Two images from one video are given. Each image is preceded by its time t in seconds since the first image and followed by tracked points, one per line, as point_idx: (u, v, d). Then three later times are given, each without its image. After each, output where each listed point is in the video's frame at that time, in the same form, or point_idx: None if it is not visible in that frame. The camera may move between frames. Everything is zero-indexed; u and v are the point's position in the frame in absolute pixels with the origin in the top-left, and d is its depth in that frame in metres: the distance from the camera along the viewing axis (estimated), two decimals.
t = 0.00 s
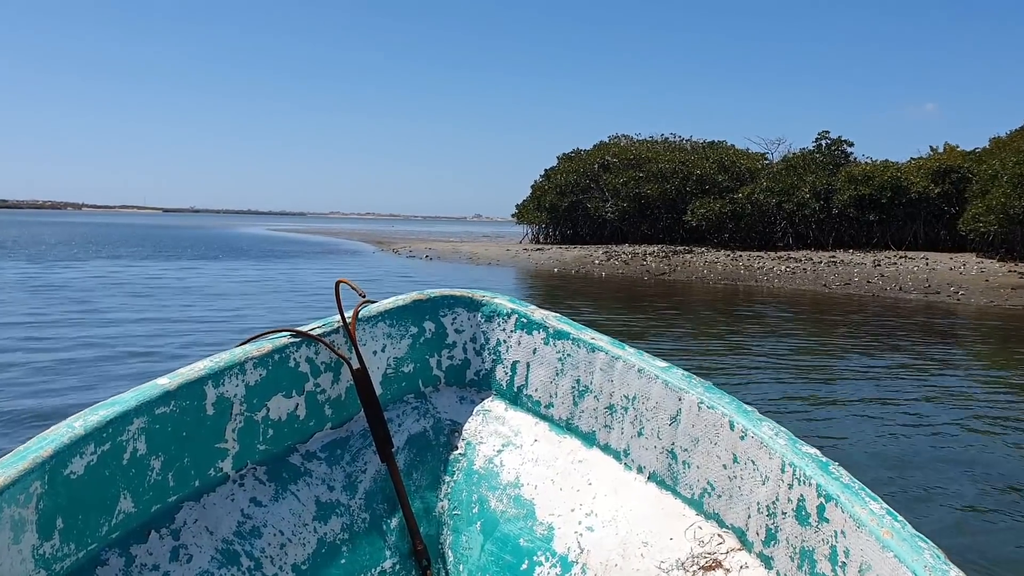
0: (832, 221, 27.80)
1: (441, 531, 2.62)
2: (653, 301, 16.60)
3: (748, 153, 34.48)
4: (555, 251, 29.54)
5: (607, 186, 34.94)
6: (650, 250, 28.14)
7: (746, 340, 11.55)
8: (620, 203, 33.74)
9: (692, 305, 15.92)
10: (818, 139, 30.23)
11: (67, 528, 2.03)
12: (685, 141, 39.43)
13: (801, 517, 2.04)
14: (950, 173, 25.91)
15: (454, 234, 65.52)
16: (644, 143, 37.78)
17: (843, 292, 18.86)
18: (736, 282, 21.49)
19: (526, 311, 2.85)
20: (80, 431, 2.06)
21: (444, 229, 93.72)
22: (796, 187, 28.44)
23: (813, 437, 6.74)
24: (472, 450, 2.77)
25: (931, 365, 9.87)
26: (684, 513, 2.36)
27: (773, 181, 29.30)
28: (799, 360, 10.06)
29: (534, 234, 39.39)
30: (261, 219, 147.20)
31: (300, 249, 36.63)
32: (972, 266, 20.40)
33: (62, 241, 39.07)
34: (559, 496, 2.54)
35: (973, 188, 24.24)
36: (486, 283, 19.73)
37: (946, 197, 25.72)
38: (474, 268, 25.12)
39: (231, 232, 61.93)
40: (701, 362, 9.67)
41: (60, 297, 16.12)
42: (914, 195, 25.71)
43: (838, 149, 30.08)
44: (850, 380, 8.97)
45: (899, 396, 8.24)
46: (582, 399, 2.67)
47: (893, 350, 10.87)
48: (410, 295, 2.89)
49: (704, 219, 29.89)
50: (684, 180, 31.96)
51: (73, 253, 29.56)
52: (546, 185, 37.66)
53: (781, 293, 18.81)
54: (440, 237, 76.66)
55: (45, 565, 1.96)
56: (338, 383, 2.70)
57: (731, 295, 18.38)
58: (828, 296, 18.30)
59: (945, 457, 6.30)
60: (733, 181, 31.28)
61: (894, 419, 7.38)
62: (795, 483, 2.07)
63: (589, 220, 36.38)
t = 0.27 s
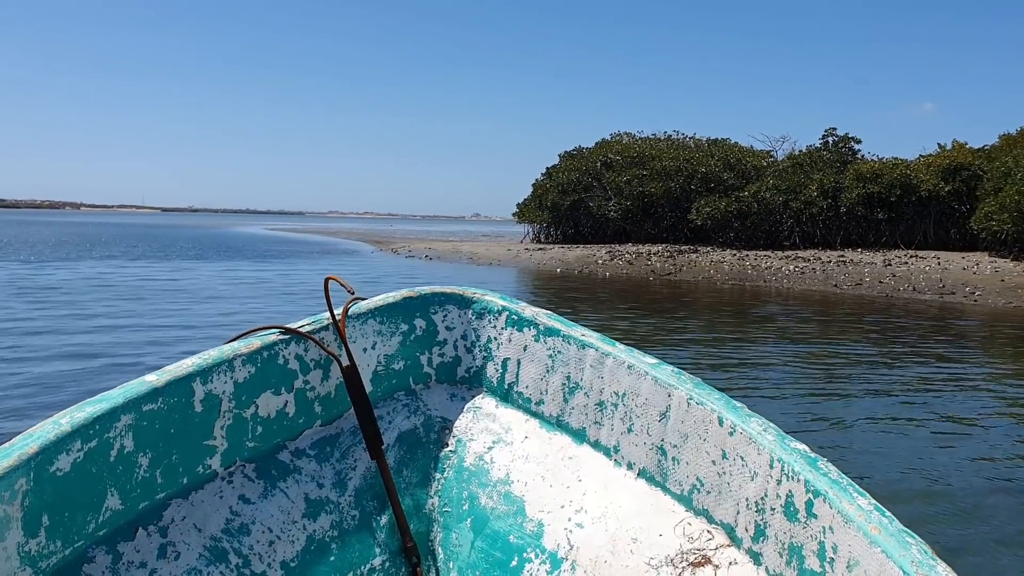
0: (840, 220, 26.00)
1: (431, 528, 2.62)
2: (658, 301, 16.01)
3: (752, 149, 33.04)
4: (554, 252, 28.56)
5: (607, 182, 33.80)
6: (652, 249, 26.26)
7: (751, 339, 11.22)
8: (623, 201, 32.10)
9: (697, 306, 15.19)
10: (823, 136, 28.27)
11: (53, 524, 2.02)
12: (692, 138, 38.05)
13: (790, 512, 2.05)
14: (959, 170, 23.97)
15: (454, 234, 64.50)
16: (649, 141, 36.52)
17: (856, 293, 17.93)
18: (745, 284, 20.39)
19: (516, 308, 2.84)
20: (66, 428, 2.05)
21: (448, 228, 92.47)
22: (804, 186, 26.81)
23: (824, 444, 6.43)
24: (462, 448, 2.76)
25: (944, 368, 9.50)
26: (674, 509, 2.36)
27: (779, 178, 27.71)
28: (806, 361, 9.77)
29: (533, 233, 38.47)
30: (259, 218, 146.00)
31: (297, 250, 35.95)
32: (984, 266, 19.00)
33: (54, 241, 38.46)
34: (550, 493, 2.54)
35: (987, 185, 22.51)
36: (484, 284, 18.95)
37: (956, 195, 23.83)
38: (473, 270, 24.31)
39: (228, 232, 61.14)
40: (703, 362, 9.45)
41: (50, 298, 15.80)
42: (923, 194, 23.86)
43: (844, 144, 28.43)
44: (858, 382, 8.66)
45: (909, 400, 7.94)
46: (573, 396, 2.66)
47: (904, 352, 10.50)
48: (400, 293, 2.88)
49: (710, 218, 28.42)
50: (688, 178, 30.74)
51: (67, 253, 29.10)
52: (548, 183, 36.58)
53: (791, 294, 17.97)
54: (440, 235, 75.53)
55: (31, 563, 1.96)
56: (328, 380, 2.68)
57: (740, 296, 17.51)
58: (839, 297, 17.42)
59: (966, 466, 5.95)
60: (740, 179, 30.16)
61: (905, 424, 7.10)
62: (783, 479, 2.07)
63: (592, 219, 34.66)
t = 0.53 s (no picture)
0: (850, 218, 26.07)
1: (428, 527, 2.61)
2: (665, 301, 15.69)
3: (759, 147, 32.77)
4: (558, 251, 28.24)
5: (609, 179, 33.24)
6: (659, 249, 26.29)
7: (758, 341, 11.05)
8: (627, 200, 31.77)
9: (707, 307, 14.82)
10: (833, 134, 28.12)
11: (47, 525, 2.01)
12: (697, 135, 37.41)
13: (787, 510, 2.04)
14: (970, 166, 23.71)
15: (455, 233, 63.98)
16: (652, 138, 36.00)
17: (872, 294, 17.73)
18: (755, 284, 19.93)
19: (513, 307, 2.83)
20: (60, 428, 2.04)
21: (450, 226, 91.71)
22: (812, 182, 26.73)
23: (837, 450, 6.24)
24: (459, 447, 2.75)
25: (957, 373, 9.31)
26: (671, 507, 2.35)
27: (787, 175, 27.59)
28: (814, 364, 9.62)
29: (532, 233, 37.95)
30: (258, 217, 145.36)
31: (297, 250, 35.66)
32: (997, 264, 19.12)
33: (54, 241, 38.31)
34: (547, 492, 2.53)
35: (1000, 182, 22.41)
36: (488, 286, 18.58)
37: (967, 193, 23.48)
38: (476, 270, 24.02)
39: (228, 231, 60.85)
40: (708, 364, 9.34)
41: (50, 299, 15.71)
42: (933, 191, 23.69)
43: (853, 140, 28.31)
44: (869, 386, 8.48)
45: (921, 405, 7.77)
46: (569, 394, 2.66)
47: (915, 355, 10.30)
48: (396, 292, 2.87)
49: (715, 217, 28.31)
50: (694, 175, 30.39)
51: (67, 253, 28.97)
52: (549, 181, 35.98)
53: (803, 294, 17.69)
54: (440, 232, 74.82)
55: (26, 564, 1.95)
56: (324, 379, 2.67)
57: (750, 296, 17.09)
58: (853, 297, 17.23)
59: (988, 473, 5.77)
60: (747, 176, 29.85)
61: (914, 426, 6.97)
62: (780, 477, 2.06)
63: (594, 218, 34.08)
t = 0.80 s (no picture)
0: (861, 219, 25.56)
1: (439, 534, 2.61)
2: (676, 305, 15.34)
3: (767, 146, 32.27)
4: (564, 253, 27.89)
5: (615, 180, 32.86)
6: (668, 250, 25.98)
7: (770, 341, 10.87)
8: (634, 200, 31.35)
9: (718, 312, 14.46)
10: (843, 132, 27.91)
11: (62, 535, 2.02)
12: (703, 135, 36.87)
13: (801, 517, 2.04)
14: (987, 166, 23.71)
15: (458, 234, 63.42)
16: (658, 138, 35.56)
17: (889, 297, 17.26)
18: (768, 288, 19.40)
19: (522, 313, 2.83)
20: (75, 438, 2.04)
21: (451, 227, 90.93)
22: (823, 182, 26.26)
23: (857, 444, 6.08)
24: (469, 453, 2.75)
25: (974, 369, 9.14)
26: (684, 514, 2.35)
27: (797, 175, 27.27)
28: (829, 362, 9.45)
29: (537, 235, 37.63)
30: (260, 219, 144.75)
31: (299, 252, 35.34)
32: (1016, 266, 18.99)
33: (56, 245, 38.09)
34: (558, 499, 2.53)
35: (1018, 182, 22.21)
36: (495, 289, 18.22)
37: (982, 192, 23.40)
38: (481, 273, 23.63)
39: (230, 233, 60.42)
40: (719, 363, 9.21)
41: (51, 304, 15.57)
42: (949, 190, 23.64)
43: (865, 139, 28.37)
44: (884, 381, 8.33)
45: (938, 398, 7.62)
46: (579, 400, 2.66)
47: (930, 352, 10.12)
48: (405, 297, 2.86)
49: (725, 217, 27.93)
50: (701, 175, 30.04)
51: (67, 257, 28.80)
52: (554, 183, 35.53)
53: (819, 297, 17.22)
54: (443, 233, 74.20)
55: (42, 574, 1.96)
56: (334, 386, 2.68)
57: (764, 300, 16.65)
58: (869, 300, 16.81)
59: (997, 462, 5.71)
60: (756, 177, 29.33)
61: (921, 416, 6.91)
62: (794, 484, 2.06)
63: (599, 218, 33.74)
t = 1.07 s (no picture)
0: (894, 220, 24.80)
1: (470, 538, 2.62)
2: (700, 308, 14.52)
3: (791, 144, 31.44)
4: (586, 254, 26.90)
5: (637, 179, 31.81)
6: (693, 250, 25.14)
7: (797, 345, 10.55)
8: (657, 201, 30.15)
9: (745, 315, 13.64)
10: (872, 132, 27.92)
11: (103, 541, 2.03)
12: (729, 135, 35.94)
13: (836, 521, 2.05)
14: None
15: (471, 236, 62.51)
16: (681, 137, 34.52)
17: (927, 300, 16.02)
18: (797, 289, 18.16)
19: (550, 317, 2.84)
20: (114, 445, 2.06)
21: (468, 231, 90.13)
22: (852, 183, 25.58)
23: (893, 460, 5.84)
24: (499, 458, 2.76)
25: (1008, 376, 8.82)
26: (717, 518, 2.37)
27: (825, 175, 26.47)
28: (856, 367, 9.22)
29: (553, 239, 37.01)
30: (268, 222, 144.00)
31: (313, 256, 34.72)
32: None
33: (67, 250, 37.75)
34: (590, 503, 2.54)
35: None
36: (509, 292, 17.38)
37: (1019, 192, 22.60)
38: (498, 275, 22.80)
39: (240, 237, 59.87)
40: (742, 367, 9.04)
41: (61, 309, 15.35)
42: (985, 191, 22.80)
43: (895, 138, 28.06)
44: (915, 389, 8.10)
45: (971, 408, 7.39)
46: (610, 405, 2.67)
47: (963, 358, 9.78)
48: (433, 302, 2.88)
49: (752, 218, 26.77)
50: (726, 174, 28.64)
51: (77, 263, 28.61)
52: (574, 183, 34.64)
53: (850, 301, 16.13)
54: (456, 236, 73.53)
55: None
56: (365, 391, 2.69)
57: (794, 303, 15.62)
58: (905, 304, 15.59)
59: None
60: (784, 177, 28.15)
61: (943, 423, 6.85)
62: (829, 487, 2.07)
63: (621, 219, 32.83)
